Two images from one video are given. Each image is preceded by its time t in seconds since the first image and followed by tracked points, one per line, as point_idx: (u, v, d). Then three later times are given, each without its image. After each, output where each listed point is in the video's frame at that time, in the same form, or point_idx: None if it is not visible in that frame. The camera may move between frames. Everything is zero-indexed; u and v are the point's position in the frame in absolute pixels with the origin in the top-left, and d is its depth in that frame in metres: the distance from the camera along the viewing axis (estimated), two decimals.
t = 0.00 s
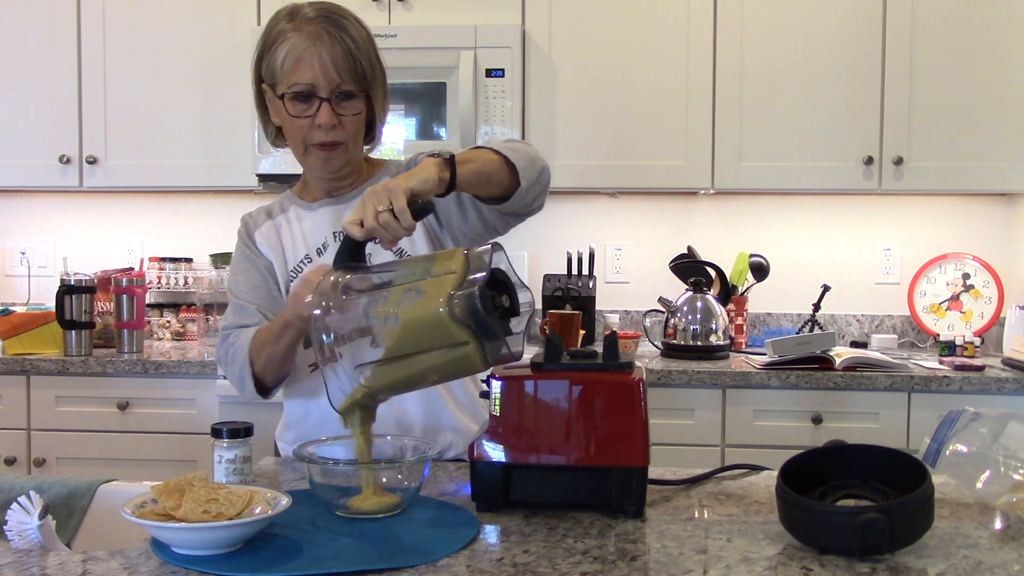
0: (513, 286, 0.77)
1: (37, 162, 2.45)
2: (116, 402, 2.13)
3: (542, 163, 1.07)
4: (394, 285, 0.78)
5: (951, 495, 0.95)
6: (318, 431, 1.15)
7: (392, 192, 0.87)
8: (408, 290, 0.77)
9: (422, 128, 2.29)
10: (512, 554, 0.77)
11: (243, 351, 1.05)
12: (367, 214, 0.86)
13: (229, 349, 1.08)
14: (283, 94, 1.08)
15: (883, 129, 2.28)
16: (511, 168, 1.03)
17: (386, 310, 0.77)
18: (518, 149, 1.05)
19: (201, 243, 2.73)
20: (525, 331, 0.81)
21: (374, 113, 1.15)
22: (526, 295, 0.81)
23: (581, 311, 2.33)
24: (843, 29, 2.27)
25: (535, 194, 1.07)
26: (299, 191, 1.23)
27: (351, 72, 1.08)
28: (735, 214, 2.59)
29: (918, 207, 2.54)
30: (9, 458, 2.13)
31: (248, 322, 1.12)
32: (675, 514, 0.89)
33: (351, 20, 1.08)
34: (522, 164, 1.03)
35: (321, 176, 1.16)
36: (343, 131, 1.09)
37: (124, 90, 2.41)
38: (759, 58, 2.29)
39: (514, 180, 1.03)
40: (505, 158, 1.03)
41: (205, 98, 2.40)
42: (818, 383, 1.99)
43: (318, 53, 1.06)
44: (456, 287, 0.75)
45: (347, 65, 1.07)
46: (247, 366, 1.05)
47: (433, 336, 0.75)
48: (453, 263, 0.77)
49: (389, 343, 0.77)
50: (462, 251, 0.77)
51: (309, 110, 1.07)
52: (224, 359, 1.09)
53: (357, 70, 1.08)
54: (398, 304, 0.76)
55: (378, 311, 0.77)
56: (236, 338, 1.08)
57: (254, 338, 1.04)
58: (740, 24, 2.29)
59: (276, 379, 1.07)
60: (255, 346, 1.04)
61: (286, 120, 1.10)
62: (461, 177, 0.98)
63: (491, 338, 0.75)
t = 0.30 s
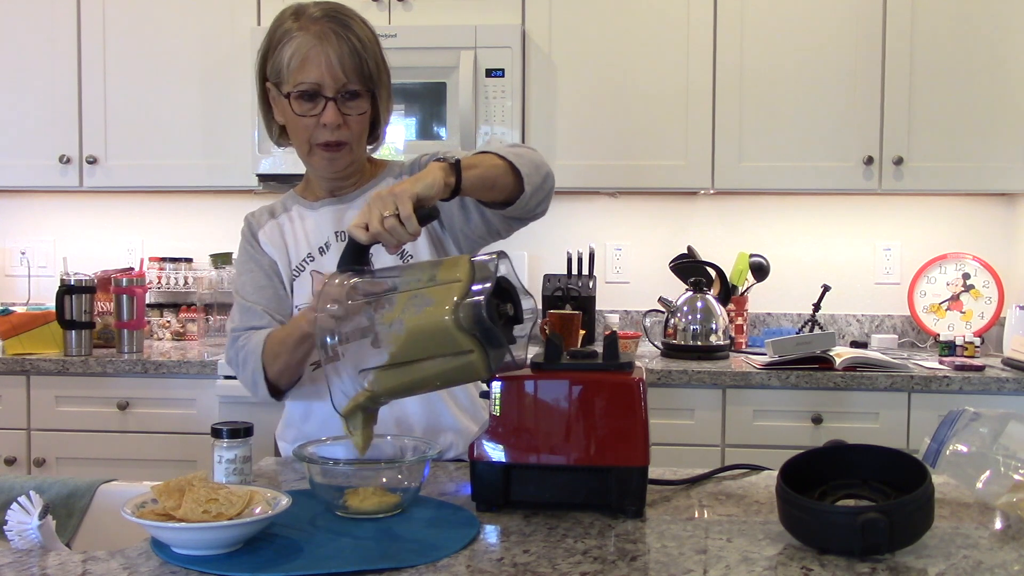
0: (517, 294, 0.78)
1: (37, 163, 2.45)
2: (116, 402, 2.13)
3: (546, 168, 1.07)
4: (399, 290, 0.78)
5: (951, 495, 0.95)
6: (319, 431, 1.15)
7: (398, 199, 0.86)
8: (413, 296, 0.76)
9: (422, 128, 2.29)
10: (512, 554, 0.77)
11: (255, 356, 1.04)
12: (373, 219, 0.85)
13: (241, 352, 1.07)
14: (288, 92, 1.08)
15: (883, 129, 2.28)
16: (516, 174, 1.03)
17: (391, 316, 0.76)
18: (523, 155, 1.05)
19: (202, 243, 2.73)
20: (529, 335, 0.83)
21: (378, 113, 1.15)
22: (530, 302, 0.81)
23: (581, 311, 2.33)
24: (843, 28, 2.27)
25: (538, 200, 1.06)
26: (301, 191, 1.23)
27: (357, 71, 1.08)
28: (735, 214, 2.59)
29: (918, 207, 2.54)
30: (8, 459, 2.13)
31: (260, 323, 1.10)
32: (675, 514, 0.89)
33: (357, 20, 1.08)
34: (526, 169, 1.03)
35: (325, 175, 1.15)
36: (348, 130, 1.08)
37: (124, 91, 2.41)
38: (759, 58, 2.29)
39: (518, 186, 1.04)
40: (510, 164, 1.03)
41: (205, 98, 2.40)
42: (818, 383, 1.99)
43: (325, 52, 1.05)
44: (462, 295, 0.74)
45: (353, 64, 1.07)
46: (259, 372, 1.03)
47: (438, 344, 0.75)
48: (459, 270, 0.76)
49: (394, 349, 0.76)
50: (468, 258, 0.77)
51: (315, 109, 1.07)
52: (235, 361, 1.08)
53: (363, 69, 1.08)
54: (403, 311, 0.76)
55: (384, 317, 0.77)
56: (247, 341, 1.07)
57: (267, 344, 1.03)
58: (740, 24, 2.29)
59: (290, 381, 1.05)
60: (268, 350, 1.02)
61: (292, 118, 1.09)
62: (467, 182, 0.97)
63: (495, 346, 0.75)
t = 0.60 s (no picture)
0: (537, 290, 0.77)
1: (37, 163, 2.45)
2: (116, 402, 2.13)
3: (556, 173, 1.07)
4: (419, 288, 0.77)
5: (951, 495, 0.95)
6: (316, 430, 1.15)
7: (416, 195, 0.87)
8: (434, 293, 0.76)
9: (422, 128, 2.29)
10: (512, 554, 0.77)
11: (251, 357, 1.05)
12: (390, 216, 0.85)
13: (236, 352, 1.08)
14: (293, 92, 1.08)
15: (883, 129, 2.28)
16: (526, 176, 1.03)
17: (412, 313, 0.76)
18: (534, 158, 1.05)
19: (201, 243, 2.73)
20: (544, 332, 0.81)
21: (382, 114, 1.15)
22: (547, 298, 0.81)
23: (581, 311, 2.33)
24: (843, 28, 2.27)
25: (545, 204, 1.06)
26: (302, 191, 1.23)
27: (363, 71, 1.08)
28: (736, 214, 2.59)
29: (919, 207, 2.54)
30: (8, 459, 2.13)
31: (258, 325, 1.12)
32: (675, 514, 0.89)
33: (362, 20, 1.08)
34: (536, 172, 1.03)
35: (326, 175, 1.15)
36: (352, 131, 1.09)
37: (125, 91, 2.41)
38: (759, 58, 2.29)
39: (528, 189, 1.04)
40: (521, 167, 1.03)
41: (205, 98, 2.40)
42: (818, 383, 1.99)
43: (331, 52, 1.06)
44: (484, 290, 0.74)
45: (358, 65, 1.07)
46: (253, 373, 1.04)
47: (459, 340, 0.75)
48: (480, 266, 0.75)
49: (414, 346, 0.76)
50: (487, 255, 0.76)
51: (320, 109, 1.07)
52: (229, 360, 1.10)
53: (368, 70, 1.08)
54: (424, 308, 0.76)
55: (404, 315, 0.77)
56: (243, 342, 1.08)
57: (265, 346, 1.04)
58: (740, 25, 2.29)
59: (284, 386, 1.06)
60: (265, 353, 1.04)
61: (295, 118, 1.09)
62: (479, 184, 0.98)
63: (515, 342, 0.76)
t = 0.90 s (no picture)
0: (537, 288, 0.77)
1: (37, 163, 2.45)
2: (116, 402, 2.13)
3: (552, 169, 1.07)
4: (418, 289, 0.77)
5: (951, 495, 0.94)
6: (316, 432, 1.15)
7: (412, 197, 0.87)
8: (433, 294, 0.76)
9: (422, 128, 2.29)
10: (512, 554, 0.77)
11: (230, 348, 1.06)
12: (387, 218, 0.85)
13: (217, 342, 1.09)
14: (293, 93, 1.08)
15: (883, 129, 2.28)
16: (523, 176, 1.03)
17: (411, 314, 0.76)
18: (531, 156, 1.05)
19: (201, 243, 2.73)
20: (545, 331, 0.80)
21: (381, 115, 1.15)
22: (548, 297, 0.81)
23: (581, 311, 2.33)
24: (843, 29, 2.27)
25: (543, 203, 1.06)
26: (301, 191, 1.23)
27: (363, 72, 1.08)
28: (736, 214, 2.59)
29: (919, 207, 2.54)
30: (9, 459, 2.13)
31: (245, 316, 1.12)
32: (675, 514, 0.89)
33: (363, 20, 1.08)
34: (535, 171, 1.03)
35: (325, 176, 1.15)
36: (352, 132, 1.09)
37: (125, 91, 2.41)
38: (759, 58, 2.29)
39: (525, 187, 1.03)
40: (517, 165, 1.03)
41: (205, 98, 2.40)
42: (818, 383, 1.99)
43: (331, 53, 1.05)
44: (484, 290, 0.74)
45: (359, 65, 1.07)
46: (230, 363, 1.05)
47: (460, 340, 0.75)
48: (478, 266, 0.76)
49: (415, 347, 0.76)
50: (486, 255, 0.77)
51: (319, 110, 1.07)
52: (211, 347, 1.11)
53: (369, 70, 1.08)
54: (423, 309, 0.76)
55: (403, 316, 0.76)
56: (225, 331, 1.09)
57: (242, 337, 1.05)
58: (740, 25, 2.29)
59: (259, 377, 1.06)
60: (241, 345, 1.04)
61: (294, 118, 1.09)
62: (475, 183, 0.98)
63: (517, 340, 0.76)
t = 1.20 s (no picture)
0: (528, 275, 0.77)
1: (37, 163, 2.45)
2: (116, 402, 2.13)
3: (542, 157, 1.07)
4: (410, 284, 0.77)
5: (951, 495, 0.95)
6: (316, 432, 1.15)
7: (397, 191, 0.86)
8: (425, 288, 0.76)
9: (422, 128, 2.29)
10: (512, 554, 0.77)
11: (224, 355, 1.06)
12: (374, 215, 0.85)
13: (213, 347, 1.09)
14: (287, 94, 1.08)
15: (883, 129, 2.28)
16: (511, 165, 1.03)
17: (405, 310, 0.76)
18: (519, 144, 1.05)
19: (201, 243, 2.73)
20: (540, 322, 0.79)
21: (377, 114, 1.15)
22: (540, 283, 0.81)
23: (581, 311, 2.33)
24: (842, 28, 2.27)
25: (534, 191, 1.06)
26: (298, 192, 1.23)
27: (357, 73, 1.08)
28: (736, 214, 2.59)
29: (919, 207, 2.54)
30: (9, 459, 2.13)
31: (241, 320, 1.12)
32: (675, 514, 0.89)
33: (356, 20, 1.08)
34: (521, 160, 1.03)
35: (322, 175, 1.15)
36: (346, 132, 1.09)
37: (125, 91, 2.41)
38: (759, 58, 2.29)
39: (514, 176, 1.04)
40: (504, 154, 1.03)
41: (205, 98, 2.40)
42: (818, 383, 1.99)
43: (324, 54, 1.05)
44: (475, 280, 0.74)
45: (352, 66, 1.07)
46: (225, 370, 1.05)
47: (455, 331, 0.75)
48: (468, 256, 0.76)
49: (411, 342, 0.77)
50: (475, 244, 0.77)
51: (314, 111, 1.07)
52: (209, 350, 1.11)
53: (363, 71, 1.08)
54: (417, 304, 0.76)
55: (397, 313, 0.77)
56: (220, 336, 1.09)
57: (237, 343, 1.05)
58: (740, 25, 2.29)
59: (255, 385, 1.06)
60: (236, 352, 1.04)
61: (289, 119, 1.09)
62: (462, 175, 0.98)
63: (512, 328, 0.75)
